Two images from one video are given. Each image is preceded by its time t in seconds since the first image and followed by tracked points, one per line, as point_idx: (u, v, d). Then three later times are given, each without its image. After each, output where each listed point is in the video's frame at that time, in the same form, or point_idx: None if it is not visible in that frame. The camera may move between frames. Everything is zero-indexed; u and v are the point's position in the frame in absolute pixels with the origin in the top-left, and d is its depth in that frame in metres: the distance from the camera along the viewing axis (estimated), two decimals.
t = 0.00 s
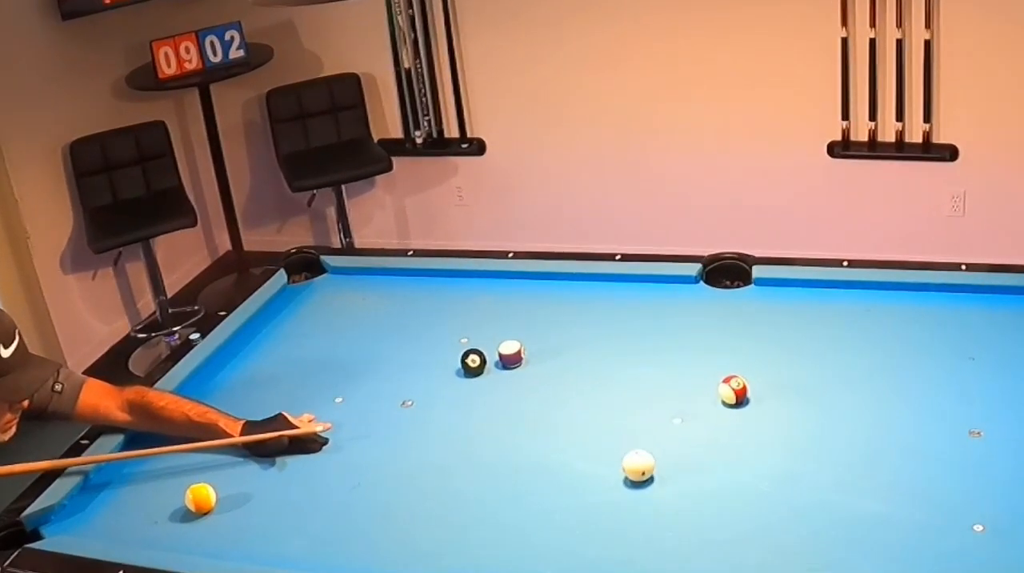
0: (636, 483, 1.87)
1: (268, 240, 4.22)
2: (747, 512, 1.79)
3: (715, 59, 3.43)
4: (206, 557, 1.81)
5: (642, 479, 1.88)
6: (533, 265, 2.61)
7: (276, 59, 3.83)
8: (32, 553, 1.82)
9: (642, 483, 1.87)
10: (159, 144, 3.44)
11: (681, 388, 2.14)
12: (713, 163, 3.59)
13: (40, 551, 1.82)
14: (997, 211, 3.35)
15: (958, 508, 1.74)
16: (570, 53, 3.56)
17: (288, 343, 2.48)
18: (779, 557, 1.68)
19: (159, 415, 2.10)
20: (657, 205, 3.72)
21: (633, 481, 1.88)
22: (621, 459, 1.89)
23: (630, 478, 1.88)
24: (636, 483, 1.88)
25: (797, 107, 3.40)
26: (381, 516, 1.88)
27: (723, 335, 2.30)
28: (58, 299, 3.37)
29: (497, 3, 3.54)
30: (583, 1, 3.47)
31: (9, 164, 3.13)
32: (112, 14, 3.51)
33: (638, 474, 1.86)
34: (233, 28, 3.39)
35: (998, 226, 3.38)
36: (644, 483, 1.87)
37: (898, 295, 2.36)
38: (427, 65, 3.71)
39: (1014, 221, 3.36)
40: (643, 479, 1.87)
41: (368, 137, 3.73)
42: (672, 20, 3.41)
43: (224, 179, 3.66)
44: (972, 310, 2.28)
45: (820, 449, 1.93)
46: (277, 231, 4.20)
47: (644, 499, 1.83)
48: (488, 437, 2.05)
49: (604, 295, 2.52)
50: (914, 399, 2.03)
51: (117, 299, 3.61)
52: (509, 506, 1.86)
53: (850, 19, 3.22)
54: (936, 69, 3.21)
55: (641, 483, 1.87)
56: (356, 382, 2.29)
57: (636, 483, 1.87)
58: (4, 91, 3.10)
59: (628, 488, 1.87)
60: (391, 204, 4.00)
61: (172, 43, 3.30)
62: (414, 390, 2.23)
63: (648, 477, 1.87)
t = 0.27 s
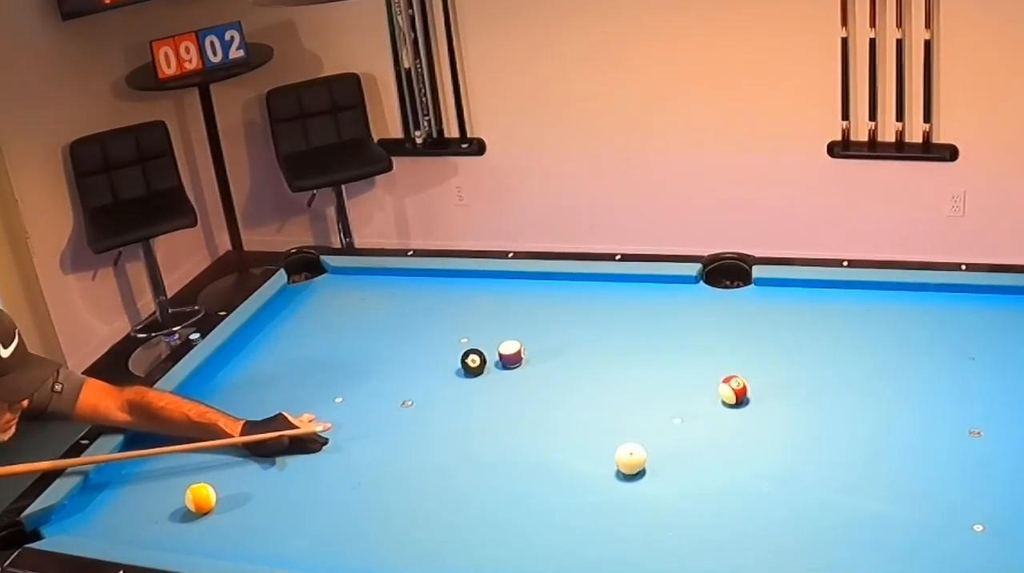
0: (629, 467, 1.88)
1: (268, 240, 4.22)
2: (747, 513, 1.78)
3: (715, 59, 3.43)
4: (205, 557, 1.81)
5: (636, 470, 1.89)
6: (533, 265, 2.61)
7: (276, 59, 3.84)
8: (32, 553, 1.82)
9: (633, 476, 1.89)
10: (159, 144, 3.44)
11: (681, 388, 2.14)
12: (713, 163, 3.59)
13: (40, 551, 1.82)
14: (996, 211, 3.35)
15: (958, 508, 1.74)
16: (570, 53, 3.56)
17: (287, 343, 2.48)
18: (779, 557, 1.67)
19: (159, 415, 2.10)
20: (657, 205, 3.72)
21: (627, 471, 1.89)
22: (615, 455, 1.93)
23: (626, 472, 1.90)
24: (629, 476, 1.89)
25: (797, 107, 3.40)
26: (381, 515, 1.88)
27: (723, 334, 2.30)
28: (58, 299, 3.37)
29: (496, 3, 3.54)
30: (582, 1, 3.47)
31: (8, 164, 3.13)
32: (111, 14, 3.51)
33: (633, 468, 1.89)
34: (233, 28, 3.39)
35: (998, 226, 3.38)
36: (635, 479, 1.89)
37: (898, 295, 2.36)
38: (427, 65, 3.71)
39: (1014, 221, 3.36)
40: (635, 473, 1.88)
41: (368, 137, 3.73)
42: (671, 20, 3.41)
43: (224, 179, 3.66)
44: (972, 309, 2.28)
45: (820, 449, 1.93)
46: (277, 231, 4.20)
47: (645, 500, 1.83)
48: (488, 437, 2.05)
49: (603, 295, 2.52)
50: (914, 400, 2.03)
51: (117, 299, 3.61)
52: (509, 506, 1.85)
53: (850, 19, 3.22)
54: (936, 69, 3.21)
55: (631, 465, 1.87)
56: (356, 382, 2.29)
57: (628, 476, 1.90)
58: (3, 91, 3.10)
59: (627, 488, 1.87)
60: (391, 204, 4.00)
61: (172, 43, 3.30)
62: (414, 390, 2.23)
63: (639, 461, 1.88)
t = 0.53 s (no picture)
0: (618, 458, 1.89)
1: (268, 240, 4.22)
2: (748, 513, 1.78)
3: (715, 59, 3.43)
4: (205, 557, 1.81)
5: (627, 462, 1.90)
6: (533, 265, 2.61)
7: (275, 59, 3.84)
8: (32, 553, 1.82)
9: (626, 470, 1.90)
10: (159, 143, 3.44)
11: (681, 388, 2.14)
12: (713, 163, 3.59)
13: (40, 550, 1.82)
14: (996, 210, 3.35)
15: (959, 509, 1.74)
16: (570, 53, 3.56)
17: (287, 343, 2.48)
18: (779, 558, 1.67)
19: (159, 415, 2.10)
20: (657, 205, 3.72)
21: (620, 465, 1.90)
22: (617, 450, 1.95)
23: (621, 468, 1.91)
24: (624, 472, 1.91)
25: (796, 107, 3.41)
26: (381, 516, 1.88)
27: (723, 334, 2.30)
28: (58, 299, 3.37)
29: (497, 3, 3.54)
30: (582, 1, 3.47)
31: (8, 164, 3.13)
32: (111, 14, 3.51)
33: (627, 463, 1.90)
34: (233, 28, 3.39)
35: (998, 226, 3.38)
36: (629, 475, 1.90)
37: (899, 295, 2.36)
38: (427, 65, 3.71)
39: (1014, 221, 3.36)
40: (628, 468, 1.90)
41: (368, 137, 3.73)
42: (671, 20, 3.41)
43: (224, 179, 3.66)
44: (972, 309, 2.28)
45: (820, 449, 1.92)
46: (277, 230, 4.20)
47: (646, 499, 1.83)
48: (488, 437, 2.05)
49: (603, 295, 2.52)
50: (914, 400, 2.03)
51: (116, 299, 3.60)
52: (509, 506, 1.85)
53: (850, 19, 3.22)
54: (936, 69, 3.22)
55: (617, 453, 1.89)
56: (356, 382, 2.29)
57: (622, 470, 1.91)
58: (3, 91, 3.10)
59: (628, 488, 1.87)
60: (391, 204, 4.00)
61: (172, 43, 3.30)
62: (414, 390, 2.23)
63: (626, 448, 1.89)
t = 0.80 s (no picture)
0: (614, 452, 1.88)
1: (265, 239, 4.17)
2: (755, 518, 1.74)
3: (721, 55, 3.39)
4: (201, 562, 1.77)
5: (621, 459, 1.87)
6: (536, 264, 2.56)
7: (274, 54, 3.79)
8: (23, 558, 1.77)
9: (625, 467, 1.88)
10: (154, 139, 3.40)
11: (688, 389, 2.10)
12: (718, 161, 3.55)
13: (31, 555, 1.77)
14: (1006, 208, 3.31)
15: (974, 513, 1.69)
16: (573, 48, 3.52)
17: (285, 343, 2.44)
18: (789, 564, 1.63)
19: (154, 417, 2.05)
20: (660, 203, 3.68)
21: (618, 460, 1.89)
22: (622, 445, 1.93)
23: (621, 464, 1.89)
24: (623, 467, 1.89)
25: (803, 103, 3.36)
26: (380, 520, 1.83)
27: (729, 334, 2.26)
28: (53, 297, 3.32)
29: None
30: None
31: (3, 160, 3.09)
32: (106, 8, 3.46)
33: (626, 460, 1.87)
34: (230, 22, 3.35)
35: (1007, 224, 3.33)
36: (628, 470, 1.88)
37: (909, 294, 2.32)
38: (428, 61, 3.67)
39: None
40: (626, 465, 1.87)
41: (367, 134, 3.68)
42: (676, 15, 3.37)
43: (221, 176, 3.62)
44: (984, 309, 2.24)
45: (830, 452, 1.88)
46: (275, 229, 4.15)
47: (653, 503, 1.79)
48: (490, 440, 2.01)
49: (608, 295, 2.48)
50: (926, 402, 1.98)
51: (111, 298, 3.56)
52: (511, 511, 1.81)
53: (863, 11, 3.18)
54: (950, 63, 3.17)
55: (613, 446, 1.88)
56: (355, 383, 2.25)
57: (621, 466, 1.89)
58: None
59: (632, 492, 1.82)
60: (391, 202, 3.96)
61: (167, 36, 3.25)
62: (414, 391, 2.19)
63: (621, 443, 1.87)
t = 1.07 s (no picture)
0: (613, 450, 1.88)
1: (265, 239, 4.17)
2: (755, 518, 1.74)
3: (720, 55, 3.39)
4: (201, 562, 1.77)
5: (620, 458, 1.87)
6: (536, 264, 2.56)
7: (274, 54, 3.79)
8: (23, 558, 1.77)
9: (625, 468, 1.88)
10: (153, 139, 3.40)
11: (688, 389, 2.10)
12: (718, 160, 3.54)
13: (30, 555, 1.77)
14: (1007, 208, 3.31)
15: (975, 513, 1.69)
16: (573, 48, 3.52)
17: (284, 343, 2.44)
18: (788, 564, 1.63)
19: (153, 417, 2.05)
20: (660, 203, 3.68)
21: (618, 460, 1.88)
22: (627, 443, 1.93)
23: (621, 464, 1.89)
24: (622, 467, 1.89)
25: (803, 103, 3.36)
26: (380, 520, 1.83)
27: (729, 334, 2.26)
28: (53, 298, 3.32)
29: None
30: None
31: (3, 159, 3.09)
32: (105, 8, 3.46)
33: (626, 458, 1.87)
34: (230, 22, 3.35)
35: (1008, 224, 3.33)
36: (628, 470, 1.88)
37: (908, 294, 2.32)
38: (428, 60, 3.67)
39: None
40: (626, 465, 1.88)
41: (367, 133, 3.68)
42: (677, 14, 3.37)
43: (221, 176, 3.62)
44: (984, 309, 2.24)
45: (830, 453, 1.88)
46: (275, 229, 4.15)
47: (653, 503, 1.79)
48: (490, 439, 2.01)
49: (607, 295, 2.48)
50: (926, 402, 1.98)
51: (110, 298, 3.56)
52: (511, 511, 1.81)
53: (862, 11, 3.18)
54: (949, 62, 3.17)
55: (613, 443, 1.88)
56: (355, 384, 2.25)
57: (621, 466, 1.89)
58: None
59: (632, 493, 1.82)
60: (391, 202, 3.96)
61: (167, 36, 3.25)
62: (414, 391, 2.19)
63: (619, 442, 1.87)
